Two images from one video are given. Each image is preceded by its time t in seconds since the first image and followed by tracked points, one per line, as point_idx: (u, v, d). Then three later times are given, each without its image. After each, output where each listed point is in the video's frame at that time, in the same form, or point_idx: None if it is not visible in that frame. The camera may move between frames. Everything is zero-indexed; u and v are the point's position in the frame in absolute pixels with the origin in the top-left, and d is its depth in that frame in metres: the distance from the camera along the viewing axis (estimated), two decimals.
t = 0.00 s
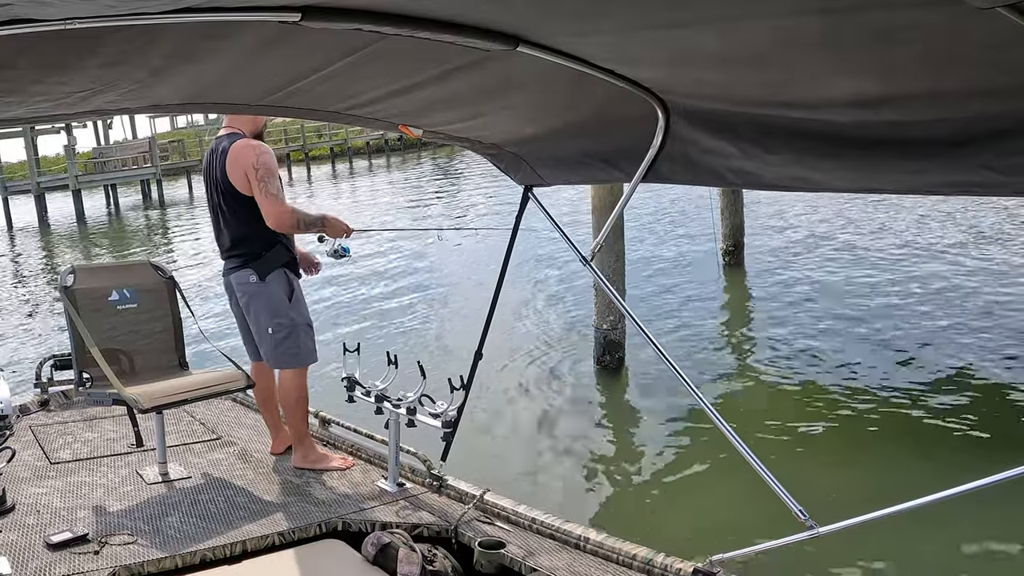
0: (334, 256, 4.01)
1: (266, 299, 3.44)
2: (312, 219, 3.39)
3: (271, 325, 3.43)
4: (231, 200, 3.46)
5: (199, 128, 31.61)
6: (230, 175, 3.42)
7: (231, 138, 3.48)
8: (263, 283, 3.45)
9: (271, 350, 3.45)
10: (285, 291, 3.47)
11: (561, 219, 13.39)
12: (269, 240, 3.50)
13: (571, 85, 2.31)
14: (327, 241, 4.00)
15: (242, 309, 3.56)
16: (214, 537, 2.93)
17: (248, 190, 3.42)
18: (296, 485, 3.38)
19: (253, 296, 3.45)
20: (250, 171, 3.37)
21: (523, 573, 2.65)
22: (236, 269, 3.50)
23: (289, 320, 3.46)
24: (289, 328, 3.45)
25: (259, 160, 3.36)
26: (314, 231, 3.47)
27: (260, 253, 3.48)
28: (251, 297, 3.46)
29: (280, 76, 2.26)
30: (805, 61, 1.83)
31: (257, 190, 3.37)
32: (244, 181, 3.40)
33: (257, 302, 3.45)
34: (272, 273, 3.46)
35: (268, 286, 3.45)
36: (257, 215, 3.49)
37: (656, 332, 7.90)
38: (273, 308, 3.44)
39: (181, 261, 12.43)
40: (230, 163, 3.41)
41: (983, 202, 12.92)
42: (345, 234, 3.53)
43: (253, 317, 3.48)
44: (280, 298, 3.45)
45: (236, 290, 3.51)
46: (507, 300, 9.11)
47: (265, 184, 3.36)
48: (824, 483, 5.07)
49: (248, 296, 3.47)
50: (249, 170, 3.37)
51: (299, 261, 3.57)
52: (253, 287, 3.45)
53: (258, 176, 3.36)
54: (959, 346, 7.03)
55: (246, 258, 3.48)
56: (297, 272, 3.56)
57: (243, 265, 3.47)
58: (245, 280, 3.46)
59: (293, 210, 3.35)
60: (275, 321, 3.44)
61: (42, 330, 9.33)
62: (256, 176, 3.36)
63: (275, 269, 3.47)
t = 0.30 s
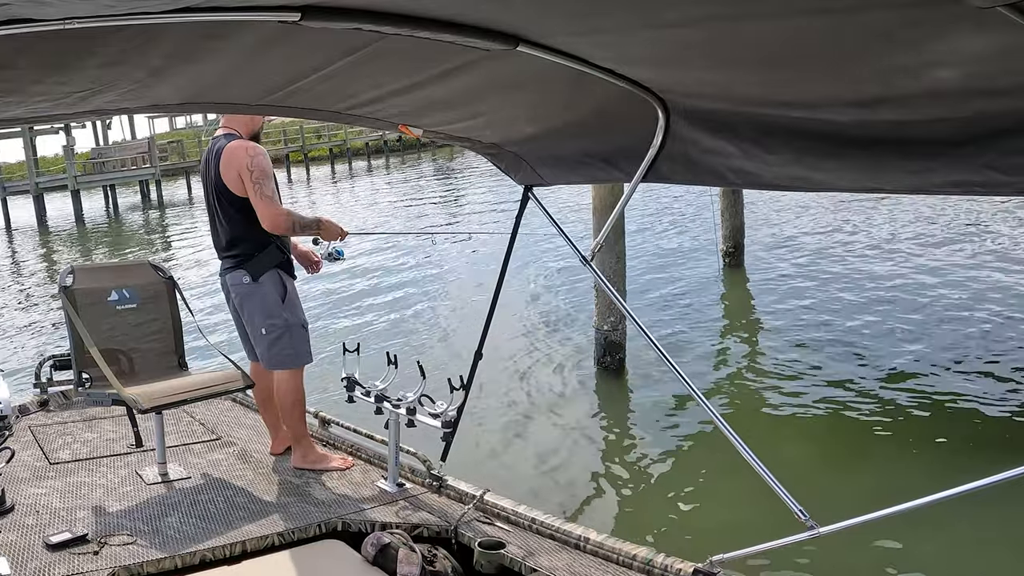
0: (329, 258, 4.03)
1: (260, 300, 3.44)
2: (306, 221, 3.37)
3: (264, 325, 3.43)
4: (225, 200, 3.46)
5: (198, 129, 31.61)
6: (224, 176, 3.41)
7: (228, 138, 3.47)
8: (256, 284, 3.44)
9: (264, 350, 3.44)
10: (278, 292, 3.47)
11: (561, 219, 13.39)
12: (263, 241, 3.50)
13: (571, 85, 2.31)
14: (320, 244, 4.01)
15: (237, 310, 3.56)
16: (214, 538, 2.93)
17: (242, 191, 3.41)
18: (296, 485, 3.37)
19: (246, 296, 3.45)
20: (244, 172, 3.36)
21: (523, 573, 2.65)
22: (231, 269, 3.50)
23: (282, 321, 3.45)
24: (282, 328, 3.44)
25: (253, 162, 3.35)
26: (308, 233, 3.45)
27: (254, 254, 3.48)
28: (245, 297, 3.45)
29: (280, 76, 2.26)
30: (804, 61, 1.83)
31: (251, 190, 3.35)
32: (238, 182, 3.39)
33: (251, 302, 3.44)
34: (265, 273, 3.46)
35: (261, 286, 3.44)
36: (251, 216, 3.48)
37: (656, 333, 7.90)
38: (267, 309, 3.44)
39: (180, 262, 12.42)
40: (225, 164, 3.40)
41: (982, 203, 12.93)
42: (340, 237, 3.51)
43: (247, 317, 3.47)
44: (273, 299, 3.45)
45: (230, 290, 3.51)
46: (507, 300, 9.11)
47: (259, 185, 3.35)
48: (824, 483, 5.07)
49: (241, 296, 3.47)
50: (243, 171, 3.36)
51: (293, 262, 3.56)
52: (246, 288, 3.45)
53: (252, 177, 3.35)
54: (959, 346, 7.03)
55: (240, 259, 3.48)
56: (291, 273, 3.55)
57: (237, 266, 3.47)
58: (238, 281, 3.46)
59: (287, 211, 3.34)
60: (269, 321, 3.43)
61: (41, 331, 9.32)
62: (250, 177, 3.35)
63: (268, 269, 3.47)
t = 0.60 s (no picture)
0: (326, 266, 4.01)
1: (259, 300, 3.44)
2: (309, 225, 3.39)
3: (264, 326, 3.43)
4: (226, 201, 3.46)
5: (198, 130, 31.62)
6: (225, 176, 3.41)
7: (229, 139, 3.47)
8: (256, 285, 3.44)
9: (265, 350, 3.44)
10: (278, 292, 3.46)
11: (561, 221, 13.39)
12: (263, 241, 3.50)
13: (571, 86, 2.31)
14: (321, 251, 3.99)
15: (237, 311, 3.55)
16: (214, 538, 2.92)
17: (244, 192, 3.40)
18: (296, 485, 3.37)
19: (246, 297, 3.45)
20: (246, 172, 3.36)
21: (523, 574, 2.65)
22: (230, 270, 3.49)
23: (283, 321, 3.45)
24: (282, 329, 3.44)
25: (256, 163, 3.35)
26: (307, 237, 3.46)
27: (254, 254, 3.48)
28: (244, 297, 3.45)
29: (280, 76, 2.26)
30: (805, 62, 1.83)
31: (253, 191, 3.36)
32: (240, 183, 3.39)
33: (251, 302, 3.44)
34: (265, 274, 3.45)
35: (261, 287, 3.44)
36: (251, 216, 3.48)
37: (657, 334, 7.90)
38: (267, 309, 3.44)
39: (180, 262, 12.42)
40: (227, 164, 3.39)
41: (983, 205, 12.92)
42: (340, 245, 3.54)
43: (247, 318, 3.47)
44: (273, 300, 3.45)
45: (229, 291, 3.51)
46: (507, 301, 9.10)
47: (262, 187, 3.35)
48: (825, 484, 5.07)
49: (242, 297, 3.46)
50: (247, 171, 3.36)
51: (293, 262, 3.56)
52: (246, 288, 3.45)
53: (255, 178, 3.35)
54: (959, 347, 7.03)
55: (240, 259, 3.47)
56: (291, 273, 3.55)
57: (237, 266, 3.47)
58: (238, 281, 3.46)
59: (291, 213, 3.35)
60: (269, 322, 3.43)
61: (41, 331, 9.32)
62: (254, 178, 3.36)
63: (268, 270, 3.47)
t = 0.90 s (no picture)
0: (325, 271, 3.99)
1: (259, 300, 3.43)
2: (309, 227, 3.39)
3: (264, 326, 3.43)
4: (225, 201, 3.45)
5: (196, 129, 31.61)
6: (225, 176, 3.41)
7: (228, 138, 3.46)
8: (255, 285, 3.44)
9: (265, 350, 3.43)
10: (277, 293, 3.46)
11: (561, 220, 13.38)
12: (262, 242, 3.49)
13: (571, 85, 2.30)
14: (320, 256, 3.98)
15: (235, 311, 3.55)
16: (213, 539, 2.92)
17: (245, 192, 3.40)
18: (296, 485, 3.37)
19: (245, 297, 3.44)
20: (247, 173, 3.36)
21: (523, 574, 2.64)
22: (229, 270, 3.49)
23: (282, 322, 3.44)
24: (282, 329, 3.44)
25: (257, 163, 3.34)
26: (306, 241, 3.46)
27: (253, 255, 3.47)
28: (243, 298, 3.45)
29: (280, 76, 2.25)
30: (806, 62, 1.83)
31: (254, 192, 3.36)
32: (241, 183, 3.38)
33: (250, 302, 3.44)
34: (264, 274, 3.45)
35: (260, 287, 3.44)
36: (251, 217, 3.47)
37: (656, 334, 7.89)
38: (266, 310, 3.43)
39: (179, 262, 12.42)
40: (227, 164, 3.38)
41: (983, 203, 12.91)
42: (338, 251, 3.53)
43: (246, 318, 3.47)
44: (272, 300, 3.44)
45: (228, 291, 3.50)
46: (507, 301, 9.10)
47: (263, 188, 3.35)
48: (825, 484, 5.07)
49: (241, 297, 3.46)
50: (248, 172, 3.35)
51: (292, 262, 3.56)
52: (245, 289, 3.44)
53: (256, 179, 3.35)
54: (959, 347, 7.02)
55: (239, 259, 3.47)
56: (290, 273, 3.54)
57: (236, 267, 3.46)
58: (237, 282, 3.45)
59: (292, 215, 3.35)
60: (269, 322, 3.43)
61: (40, 331, 9.31)
62: (255, 178, 3.35)
63: (267, 270, 3.46)
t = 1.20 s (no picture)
0: (324, 275, 3.99)
1: (258, 300, 3.43)
2: (309, 229, 3.38)
3: (263, 326, 3.42)
4: (224, 202, 3.45)
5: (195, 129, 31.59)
6: (224, 177, 3.40)
7: (227, 139, 3.46)
8: (255, 285, 3.43)
9: (264, 350, 3.43)
10: (277, 293, 3.46)
11: (561, 220, 13.37)
12: (261, 242, 3.49)
13: (572, 85, 2.30)
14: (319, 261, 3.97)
15: (235, 312, 3.54)
16: (213, 539, 2.91)
17: (244, 193, 3.40)
18: (296, 486, 3.37)
19: (244, 298, 3.44)
20: (245, 173, 3.35)
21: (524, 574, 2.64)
22: (229, 271, 3.48)
23: (282, 322, 3.44)
24: (281, 330, 3.43)
25: (256, 164, 3.34)
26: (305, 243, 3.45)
27: (253, 255, 3.47)
28: (243, 298, 3.45)
29: (280, 76, 2.25)
30: (807, 62, 1.83)
31: (253, 193, 3.35)
32: (239, 184, 3.38)
33: (249, 302, 3.44)
34: (263, 275, 3.45)
35: (259, 288, 3.43)
36: (249, 218, 3.47)
37: (656, 334, 7.89)
38: (266, 310, 3.43)
39: (178, 262, 12.41)
40: (226, 164, 3.38)
41: (983, 203, 12.91)
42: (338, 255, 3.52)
43: (246, 319, 3.46)
44: (272, 300, 3.44)
45: (228, 292, 3.50)
46: (506, 301, 9.10)
47: (263, 189, 3.35)
48: (825, 484, 5.07)
49: (240, 298, 3.46)
50: (246, 173, 3.35)
51: (291, 262, 3.56)
52: (245, 289, 3.44)
53: (255, 180, 3.35)
54: (959, 347, 7.02)
55: (238, 260, 3.47)
56: (289, 274, 3.54)
57: (236, 267, 3.46)
58: (236, 282, 3.45)
59: (291, 217, 3.34)
60: (268, 322, 3.43)
61: (39, 331, 9.31)
62: (254, 179, 3.35)
63: (267, 271, 3.46)
